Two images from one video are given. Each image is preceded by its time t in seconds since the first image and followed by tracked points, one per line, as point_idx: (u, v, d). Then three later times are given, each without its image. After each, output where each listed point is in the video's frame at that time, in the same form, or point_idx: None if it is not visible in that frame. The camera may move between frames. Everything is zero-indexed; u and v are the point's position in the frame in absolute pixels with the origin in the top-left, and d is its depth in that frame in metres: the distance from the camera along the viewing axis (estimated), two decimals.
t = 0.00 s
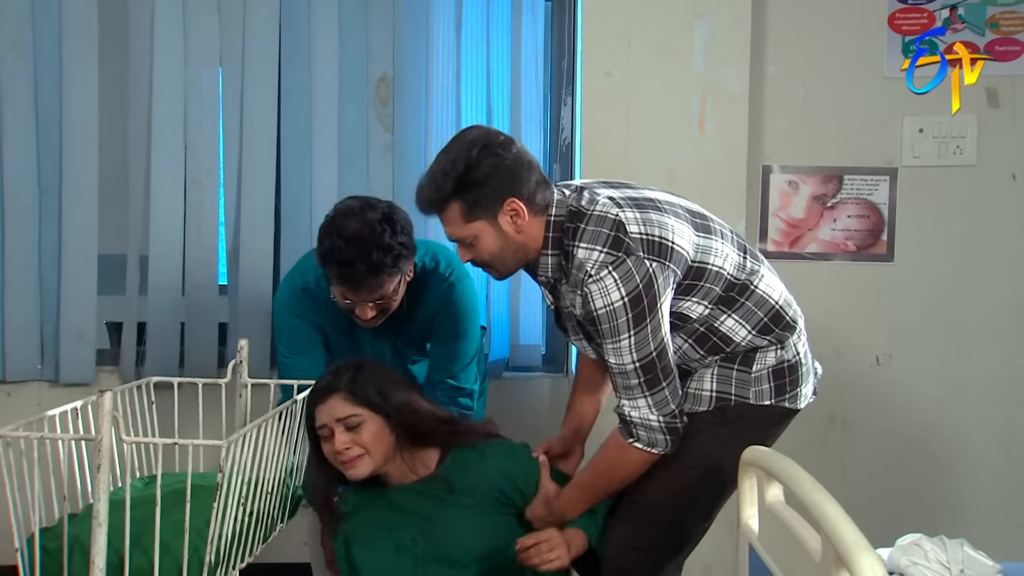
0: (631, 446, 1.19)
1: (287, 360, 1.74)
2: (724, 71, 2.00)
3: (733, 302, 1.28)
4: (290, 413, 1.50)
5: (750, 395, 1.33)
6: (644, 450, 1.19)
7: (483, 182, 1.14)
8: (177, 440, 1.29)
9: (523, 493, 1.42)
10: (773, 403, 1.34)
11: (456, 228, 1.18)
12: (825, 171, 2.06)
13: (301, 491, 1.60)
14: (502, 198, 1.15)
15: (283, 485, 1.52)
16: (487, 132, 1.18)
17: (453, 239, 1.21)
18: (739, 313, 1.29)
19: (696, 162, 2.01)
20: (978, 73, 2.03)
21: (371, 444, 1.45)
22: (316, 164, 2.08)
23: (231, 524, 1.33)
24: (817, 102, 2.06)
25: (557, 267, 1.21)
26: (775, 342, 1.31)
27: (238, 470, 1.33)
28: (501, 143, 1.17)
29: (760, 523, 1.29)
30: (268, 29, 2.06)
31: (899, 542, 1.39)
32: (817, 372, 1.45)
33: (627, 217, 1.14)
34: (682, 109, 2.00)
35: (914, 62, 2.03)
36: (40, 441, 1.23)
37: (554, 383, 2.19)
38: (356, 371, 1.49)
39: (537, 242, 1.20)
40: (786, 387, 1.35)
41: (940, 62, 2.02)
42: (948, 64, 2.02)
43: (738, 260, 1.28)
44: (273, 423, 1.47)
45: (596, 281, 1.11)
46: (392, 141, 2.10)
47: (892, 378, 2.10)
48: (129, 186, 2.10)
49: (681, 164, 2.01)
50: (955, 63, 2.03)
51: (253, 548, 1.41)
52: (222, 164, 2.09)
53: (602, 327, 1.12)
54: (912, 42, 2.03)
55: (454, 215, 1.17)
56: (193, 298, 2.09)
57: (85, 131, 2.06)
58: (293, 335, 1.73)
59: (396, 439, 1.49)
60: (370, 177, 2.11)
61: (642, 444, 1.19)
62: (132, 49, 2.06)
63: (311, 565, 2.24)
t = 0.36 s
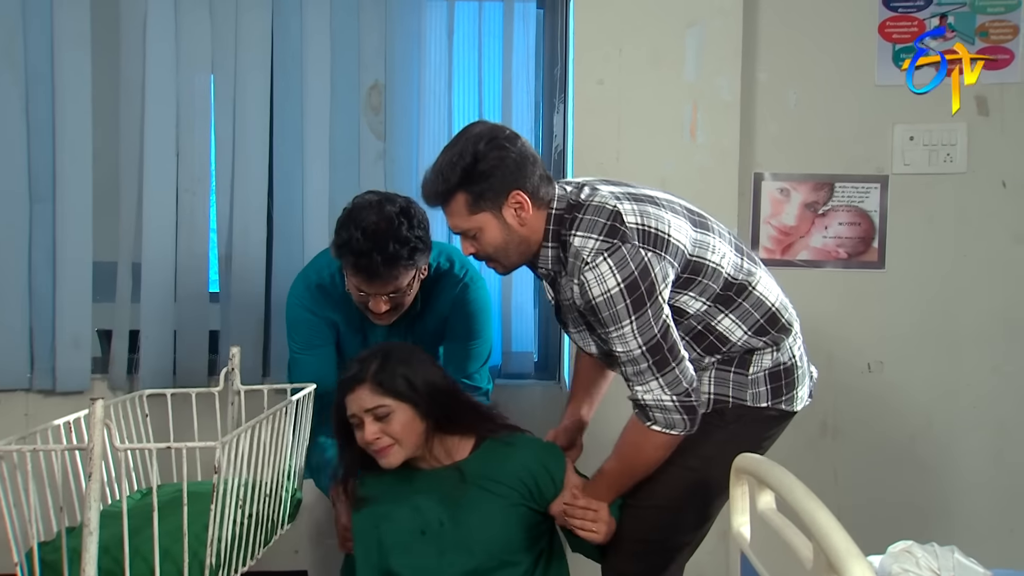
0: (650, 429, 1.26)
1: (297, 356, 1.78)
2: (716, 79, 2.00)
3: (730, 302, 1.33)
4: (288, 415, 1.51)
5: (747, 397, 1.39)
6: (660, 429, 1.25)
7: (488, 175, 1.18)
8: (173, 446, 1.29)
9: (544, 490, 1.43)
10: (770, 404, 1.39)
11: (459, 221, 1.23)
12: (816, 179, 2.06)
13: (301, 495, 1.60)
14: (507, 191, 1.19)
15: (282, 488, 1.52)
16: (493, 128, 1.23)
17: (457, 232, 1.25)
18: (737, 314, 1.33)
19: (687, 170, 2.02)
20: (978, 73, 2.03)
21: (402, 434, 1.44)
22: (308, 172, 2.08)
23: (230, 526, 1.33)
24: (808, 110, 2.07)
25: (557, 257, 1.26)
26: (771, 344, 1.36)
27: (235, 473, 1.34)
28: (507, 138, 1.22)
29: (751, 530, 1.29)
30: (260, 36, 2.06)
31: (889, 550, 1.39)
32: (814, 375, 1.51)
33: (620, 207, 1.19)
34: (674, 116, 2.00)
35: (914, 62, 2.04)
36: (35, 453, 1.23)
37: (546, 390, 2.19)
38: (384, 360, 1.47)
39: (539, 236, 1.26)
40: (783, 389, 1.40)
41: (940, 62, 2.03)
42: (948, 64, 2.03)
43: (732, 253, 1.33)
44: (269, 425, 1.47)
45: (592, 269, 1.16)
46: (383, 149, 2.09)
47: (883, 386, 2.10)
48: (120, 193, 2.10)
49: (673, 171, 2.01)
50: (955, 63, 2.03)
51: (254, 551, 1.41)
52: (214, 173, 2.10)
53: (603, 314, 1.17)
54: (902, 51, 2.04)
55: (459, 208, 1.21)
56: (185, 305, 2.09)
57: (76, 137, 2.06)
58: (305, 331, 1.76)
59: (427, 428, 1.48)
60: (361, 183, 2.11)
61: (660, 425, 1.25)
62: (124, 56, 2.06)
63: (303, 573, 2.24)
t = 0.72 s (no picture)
0: (705, 405, 1.21)
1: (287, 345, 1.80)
2: (707, 100, 2.01)
3: (747, 312, 1.31)
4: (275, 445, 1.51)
5: (755, 415, 1.35)
6: (716, 409, 1.21)
7: (533, 139, 1.17)
8: (158, 473, 1.30)
9: (568, 464, 1.34)
10: (778, 422, 1.36)
11: (495, 184, 1.19)
12: (807, 200, 2.07)
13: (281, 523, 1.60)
14: (549, 158, 1.19)
15: (263, 517, 1.52)
16: (538, 95, 1.22)
17: (488, 197, 1.22)
18: (750, 323, 1.31)
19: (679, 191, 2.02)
20: (978, 72, 2.04)
21: (440, 382, 1.32)
22: (301, 194, 2.09)
23: (210, 556, 1.32)
24: (798, 132, 2.08)
25: (590, 240, 1.25)
26: (782, 359, 1.34)
27: (219, 502, 1.33)
28: (553, 106, 1.21)
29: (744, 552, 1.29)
30: (252, 58, 2.06)
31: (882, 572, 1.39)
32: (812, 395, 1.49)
33: (662, 195, 1.22)
34: (664, 138, 2.01)
35: (914, 62, 2.04)
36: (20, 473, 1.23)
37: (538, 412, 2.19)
38: (437, 301, 1.34)
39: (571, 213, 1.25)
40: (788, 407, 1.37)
41: (940, 62, 2.04)
42: (949, 64, 2.04)
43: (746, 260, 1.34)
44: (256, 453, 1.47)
45: (643, 249, 1.17)
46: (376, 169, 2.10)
47: (875, 407, 2.10)
48: (114, 214, 2.10)
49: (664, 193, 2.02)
50: (955, 62, 2.04)
51: None
52: (205, 195, 2.09)
53: (656, 295, 1.16)
54: (891, 73, 2.05)
55: (499, 168, 1.18)
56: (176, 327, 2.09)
57: (68, 158, 2.06)
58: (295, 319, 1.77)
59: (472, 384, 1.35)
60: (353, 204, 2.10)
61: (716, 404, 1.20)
62: (116, 77, 2.06)
63: None
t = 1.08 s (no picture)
0: (703, 383, 1.18)
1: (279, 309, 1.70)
2: (688, 124, 2.03)
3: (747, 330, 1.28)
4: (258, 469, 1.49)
5: (736, 439, 1.33)
6: (715, 392, 1.18)
7: (586, 77, 1.22)
8: (138, 498, 1.29)
9: (535, 410, 1.27)
10: (755, 447, 1.35)
11: (545, 120, 1.23)
12: (787, 223, 2.08)
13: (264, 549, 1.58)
14: (600, 101, 1.22)
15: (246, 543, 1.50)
16: (602, 40, 1.27)
17: (533, 131, 1.25)
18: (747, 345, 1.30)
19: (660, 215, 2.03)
20: (978, 72, 2.05)
21: (395, 318, 1.24)
22: (283, 217, 2.09)
23: None
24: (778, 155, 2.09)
25: (626, 199, 1.27)
26: (766, 385, 1.32)
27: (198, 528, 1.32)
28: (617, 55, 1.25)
29: None
30: (234, 81, 2.06)
31: None
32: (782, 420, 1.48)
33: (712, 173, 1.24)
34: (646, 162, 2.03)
35: (914, 61, 2.05)
36: None
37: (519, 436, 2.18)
38: (404, 236, 1.24)
39: (613, 165, 1.29)
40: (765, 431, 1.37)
41: (940, 62, 2.05)
42: (948, 64, 2.06)
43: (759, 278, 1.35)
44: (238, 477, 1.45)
45: (685, 211, 1.18)
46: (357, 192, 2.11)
47: (855, 430, 2.11)
48: (94, 236, 2.09)
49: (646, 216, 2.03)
50: (955, 62, 2.06)
51: None
52: (187, 217, 2.09)
53: (685, 258, 1.17)
54: (869, 98, 2.06)
55: (551, 102, 1.22)
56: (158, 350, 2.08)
57: (50, 180, 2.05)
58: (284, 280, 1.69)
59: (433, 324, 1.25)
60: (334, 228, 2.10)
61: (715, 384, 1.18)
62: (97, 100, 2.05)
63: None
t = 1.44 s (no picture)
0: (650, 392, 1.13)
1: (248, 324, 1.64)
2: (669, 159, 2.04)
3: (721, 353, 1.21)
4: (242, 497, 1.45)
5: (702, 468, 1.22)
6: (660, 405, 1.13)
7: (578, 77, 1.18)
8: (123, 533, 1.30)
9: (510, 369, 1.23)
10: (727, 477, 1.23)
11: (532, 115, 1.20)
12: (769, 258, 2.09)
13: None
14: (589, 99, 1.18)
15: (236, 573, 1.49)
16: (601, 40, 1.22)
17: (523, 126, 1.21)
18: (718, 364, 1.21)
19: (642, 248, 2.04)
20: (978, 73, 2.06)
21: (361, 316, 1.22)
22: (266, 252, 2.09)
23: None
24: (759, 190, 2.10)
25: (610, 201, 1.21)
26: (735, 414, 1.22)
27: (183, 561, 1.33)
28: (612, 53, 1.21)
29: None
30: (217, 116, 2.06)
31: None
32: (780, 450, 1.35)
33: (699, 184, 1.17)
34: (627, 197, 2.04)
35: (914, 62, 2.05)
36: None
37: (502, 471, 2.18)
38: (354, 233, 1.21)
39: (602, 165, 1.23)
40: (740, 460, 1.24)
41: (940, 62, 2.05)
42: (948, 64, 2.06)
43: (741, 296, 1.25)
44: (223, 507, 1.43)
45: (657, 218, 1.13)
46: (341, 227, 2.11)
47: (838, 464, 2.12)
48: (74, 271, 2.08)
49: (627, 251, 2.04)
50: (955, 63, 2.06)
51: None
52: (169, 251, 2.08)
53: (648, 266, 1.12)
54: (848, 134, 2.08)
55: (540, 98, 1.19)
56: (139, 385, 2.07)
57: (29, 216, 2.05)
58: (253, 295, 1.62)
59: (397, 315, 1.20)
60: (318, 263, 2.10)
61: (662, 397, 1.13)
62: (79, 135, 2.05)
63: None
